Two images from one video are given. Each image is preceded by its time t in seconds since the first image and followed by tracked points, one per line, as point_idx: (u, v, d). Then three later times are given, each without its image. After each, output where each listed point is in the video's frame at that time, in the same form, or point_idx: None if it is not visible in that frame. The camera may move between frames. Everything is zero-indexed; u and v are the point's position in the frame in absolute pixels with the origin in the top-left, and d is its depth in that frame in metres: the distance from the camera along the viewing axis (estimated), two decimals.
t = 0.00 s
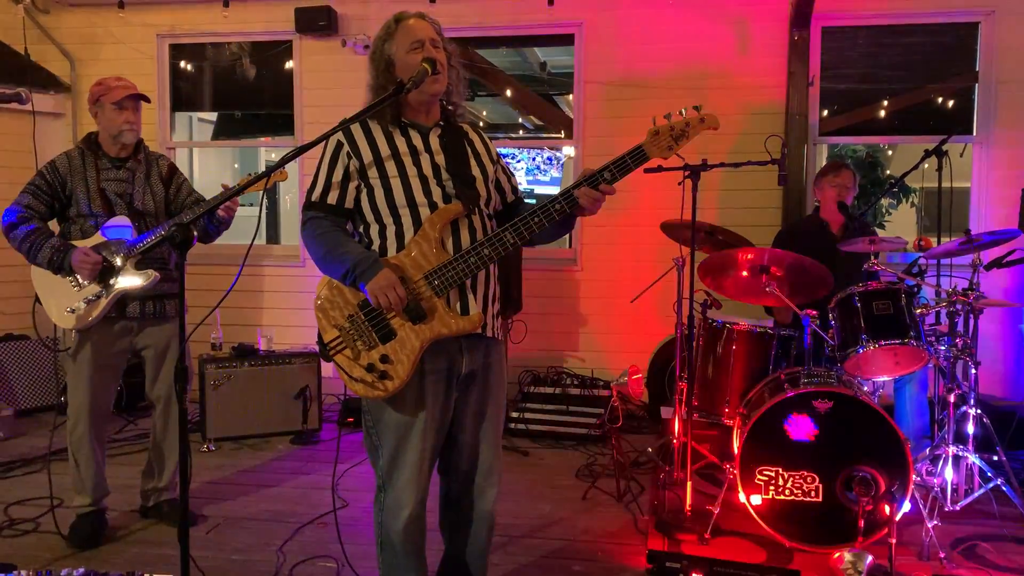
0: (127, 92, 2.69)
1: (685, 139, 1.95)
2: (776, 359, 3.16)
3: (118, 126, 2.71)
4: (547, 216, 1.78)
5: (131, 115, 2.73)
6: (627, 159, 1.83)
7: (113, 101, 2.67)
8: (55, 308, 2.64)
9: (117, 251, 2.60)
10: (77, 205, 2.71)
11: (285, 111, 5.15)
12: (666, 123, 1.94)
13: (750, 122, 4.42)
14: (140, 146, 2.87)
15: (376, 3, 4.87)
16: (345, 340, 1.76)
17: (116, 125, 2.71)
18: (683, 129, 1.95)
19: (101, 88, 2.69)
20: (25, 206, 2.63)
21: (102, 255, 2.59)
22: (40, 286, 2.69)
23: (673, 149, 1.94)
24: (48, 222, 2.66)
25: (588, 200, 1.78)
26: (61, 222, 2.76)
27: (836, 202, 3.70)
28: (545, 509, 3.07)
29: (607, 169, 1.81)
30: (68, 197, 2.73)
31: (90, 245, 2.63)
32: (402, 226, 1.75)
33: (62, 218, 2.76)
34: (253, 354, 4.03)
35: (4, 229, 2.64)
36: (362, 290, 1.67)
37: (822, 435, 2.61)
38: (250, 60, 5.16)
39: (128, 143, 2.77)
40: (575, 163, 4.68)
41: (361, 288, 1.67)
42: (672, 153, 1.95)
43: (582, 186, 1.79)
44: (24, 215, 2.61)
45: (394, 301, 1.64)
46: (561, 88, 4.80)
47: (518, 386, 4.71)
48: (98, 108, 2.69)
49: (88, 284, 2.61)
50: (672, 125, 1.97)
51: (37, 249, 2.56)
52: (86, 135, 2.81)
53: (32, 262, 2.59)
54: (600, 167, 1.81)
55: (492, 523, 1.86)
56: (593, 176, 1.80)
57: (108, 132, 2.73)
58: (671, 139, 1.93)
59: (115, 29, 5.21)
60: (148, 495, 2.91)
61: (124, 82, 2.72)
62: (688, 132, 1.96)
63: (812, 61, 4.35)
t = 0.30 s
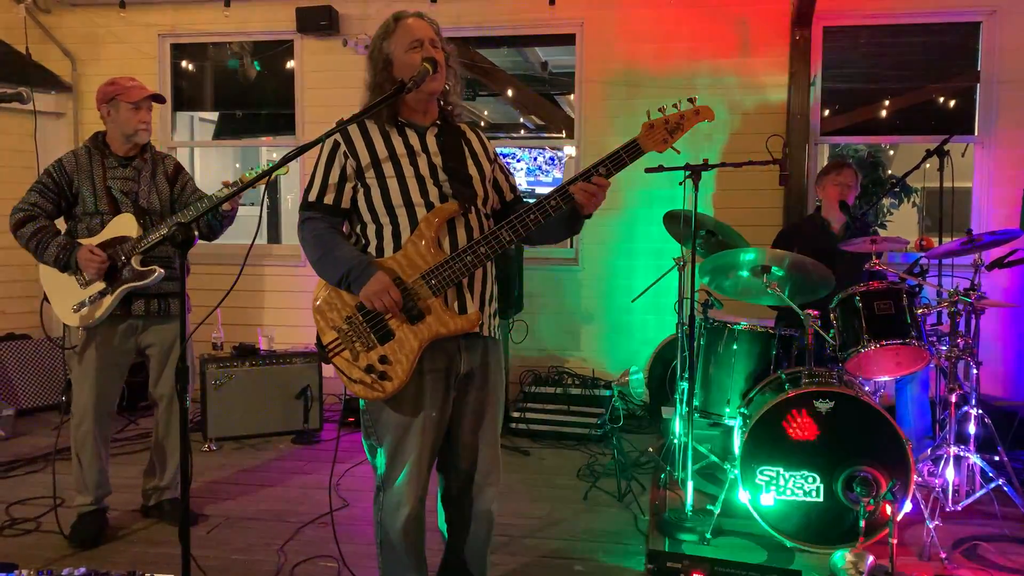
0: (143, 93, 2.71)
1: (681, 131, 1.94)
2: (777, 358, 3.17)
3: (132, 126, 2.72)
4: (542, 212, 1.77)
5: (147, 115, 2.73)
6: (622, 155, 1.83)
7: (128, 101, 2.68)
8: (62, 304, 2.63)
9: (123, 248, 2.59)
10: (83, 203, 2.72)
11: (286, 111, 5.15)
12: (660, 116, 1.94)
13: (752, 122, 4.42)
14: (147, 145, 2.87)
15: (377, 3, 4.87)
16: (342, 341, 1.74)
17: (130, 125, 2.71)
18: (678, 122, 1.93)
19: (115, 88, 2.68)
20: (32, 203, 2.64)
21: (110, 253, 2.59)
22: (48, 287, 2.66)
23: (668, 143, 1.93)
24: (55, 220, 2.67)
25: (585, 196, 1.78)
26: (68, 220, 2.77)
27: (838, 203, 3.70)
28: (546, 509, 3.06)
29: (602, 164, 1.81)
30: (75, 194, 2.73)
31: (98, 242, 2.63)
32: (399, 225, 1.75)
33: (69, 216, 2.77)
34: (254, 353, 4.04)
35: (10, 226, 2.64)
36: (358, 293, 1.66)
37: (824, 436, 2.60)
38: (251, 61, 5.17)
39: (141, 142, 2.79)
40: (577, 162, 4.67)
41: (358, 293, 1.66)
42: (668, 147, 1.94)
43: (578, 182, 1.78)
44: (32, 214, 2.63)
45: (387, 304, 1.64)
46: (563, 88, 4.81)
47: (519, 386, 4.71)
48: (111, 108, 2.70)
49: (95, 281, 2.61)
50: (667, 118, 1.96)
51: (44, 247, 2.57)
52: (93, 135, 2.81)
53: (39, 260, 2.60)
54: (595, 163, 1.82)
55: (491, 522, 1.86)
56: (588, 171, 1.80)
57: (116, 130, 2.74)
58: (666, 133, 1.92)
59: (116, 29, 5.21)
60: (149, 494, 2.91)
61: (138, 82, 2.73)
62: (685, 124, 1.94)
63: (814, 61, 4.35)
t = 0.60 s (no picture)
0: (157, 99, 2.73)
1: (671, 129, 1.94)
2: (779, 359, 3.15)
3: (145, 130, 2.74)
4: (536, 211, 1.77)
5: (159, 121, 2.76)
6: (614, 153, 1.84)
7: (144, 105, 2.70)
8: (67, 305, 2.67)
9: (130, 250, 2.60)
10: (90, 204, 2.73)
11: (289, 111, 5.16)
12: (653, 112, 1.94)
13: (755, 123, 4.42)
14: (154, 148, 2.89)
15: (380, 4, 4.87)
16: (342, 345, 1.76)
17: (143, 128, 2.73)
18: (667, 119, 1.93)
19: (129, 91, 2.69)
20: (39, 204, 2.62)
21: (112, 260, 2.59)
22: (53, 286, 2.72)
23: (659, 140, 1.94)
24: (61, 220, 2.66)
25: (578, 192, 1.78)
26: (74, 220, 2.76)
27: (841, 203, 3.70)
28: (548, 509, 3.07)
29: (594, 162, 1.82)
30: (82, 195, 2.73)
31: (103, 246, 2.64)
32: (396, 227, 1.75)
33: (74, 216, 2.76)
34: (257, 354, 4.05)
35: (17, 225, 2.62)
36: (360, 293, 1.68)
37: (827, 436, 2.59)
38: (254, 61, 5.18)
39: (152, 146, 2.81)
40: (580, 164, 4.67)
41: (358, 291, 1.68)
42: (659, 144, 1.95)
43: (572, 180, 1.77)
44: (37, 213, 2.61)
45: (387, 304, 1.65)
46: (566, 89, 4.82)
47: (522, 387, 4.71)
48: (126, 112, 2.72)
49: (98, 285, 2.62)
50: (658, 114, 1.96)
51: (49, 248, 2.56)
52: (101, 135, 2.82)
53: (45, 261, 2.58)
54: (589, 161, 1.82)
55: (493, 522, 1.85)
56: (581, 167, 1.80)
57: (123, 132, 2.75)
58: (656, 131, 1.92)
59: (120, 30, 5.22)
60: (153, 494, 2.92)
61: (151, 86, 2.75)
62: (675, 120, 1.95)
63: (816, 62, 4.35)
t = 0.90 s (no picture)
0: (170, 103, 2.72)
1: (675, 141, 1.92)
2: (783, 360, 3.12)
3: (157, 133, 2.75)
4: (536, 219, 1.77)
5: (170, 125, 2.77)
6: (616, 163, 1.83)
7: (158, 109, 2.70)
8: (71, 307, 2.67)
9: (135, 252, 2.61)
10: (96, 203, 2.72)
11: (292, 111, 5.15)
12: (656, 124, 1.92)
13: (758, 124, 4.41)
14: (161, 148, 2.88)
15: (383, 4, 4.87)
16: (338, 347, 1.76)
17: (156, 132, 2.74)
18: (672, 130, 1.91)
19: (144, 93, 2.69)
20: (45, 202, 2.62)
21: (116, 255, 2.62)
22: (55, 285, 2.72)
23: (663, 151, 1.92)
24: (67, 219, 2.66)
25: (580, 203, 1.77)
26: (79, 219, 2.76)
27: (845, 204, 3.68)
28: (552, 510, 3.06)
29: (597, 172, 1.82)
30: (88, 194, 2.73)
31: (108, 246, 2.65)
32: (395, 230, 1.75)
33: (80, 215, 2.76)
34: (260, 355, 4.05)
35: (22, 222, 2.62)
36: (356, 299, 1.68)
37: (831, 437, 2.58)
38: (257, 61, 5.17)
39: (162, 147, 2.81)
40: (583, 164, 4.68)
41: (354, 296, 1.68)
42: (663, 156, 1.93)
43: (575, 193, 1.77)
44: (43, 211, 2.60)
45: (387, 311, 1.65)
46: (569, 89, 4.80)
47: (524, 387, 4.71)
48: (139, 113, 2.72)
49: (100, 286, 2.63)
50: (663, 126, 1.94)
51: (54, 247, 2.57)
52: (109, 135, 2.82)
53: (49, 259, 2.59)
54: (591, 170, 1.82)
55: (493, 525, 1.84)
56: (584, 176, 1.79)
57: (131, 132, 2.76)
58: (661, 142, 1.90)
59: (123, 30, 5.22)
60: (155, 494, 2.92)
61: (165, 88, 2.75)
62: (680, 133, 1.93)
63: (820, 62, 4.34)
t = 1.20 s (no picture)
0: (174, 103, 2.72)
1: (679, 155, 1.91)
2: (784, 359, 3.12)
3: (161, 133, 2.75)
4: (538, 227, 1.76)
5: (172, 125, 2.77)
6: (619, 176, 1.82)
7: (162, 109, 2.70)
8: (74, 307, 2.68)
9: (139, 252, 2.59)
10: (99, 202, 2.72)
11: (293, 110, 5.14)
12: (661, 137, 1.91)
13: (759, 123, 4.41)
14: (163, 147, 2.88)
15: (383, 3, 4.86)
16: (334, 346, 1.77)
17: (159, 131, 2.74)
18: (677, 144, 1.90)
19: (150, 92, 2.69)
20: (49, 202, 2.63)
21: (122, 259, 2.59)
22: (59, 284, 2.72)
23: (667, 165, 1.90)
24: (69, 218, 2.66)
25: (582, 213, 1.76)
26: (82, 218, 2.76)
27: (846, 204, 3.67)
28: (552, 510, 3.06)
29: (599, 182, 1.81)
30: (91, 193, 2.73)
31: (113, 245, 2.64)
32: (393, 233, 1.75)
33: (82, 214, 2.76)
34: (261, 354, 4.04)
35: (26, 222, 2.63)
36: (353, 301, 1.68)
37: (832, 437, 2.58)
38: (257, 60, 5.17)
39: (163, 146, 2.81)
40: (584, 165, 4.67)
41: (351, 298, 1.68)
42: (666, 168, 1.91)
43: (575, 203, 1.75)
44: (46, 211, 2.61)
45: (384, 312, 1.67)
46: (569, 88, 4.79)
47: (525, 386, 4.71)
48: (143, 113, 2.71)
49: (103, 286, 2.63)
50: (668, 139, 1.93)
51: (60, 246, 2.58)
52: (112, 133, 2.82)
53: (54, 258, 2.60)
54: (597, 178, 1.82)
55: (494, 525, 1.83)
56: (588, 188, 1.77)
57: (134, 130, 2.75)
58: (665, 155, 1.88)
59: (123, 29, 5.22)
60: (155, 493, 2.91)
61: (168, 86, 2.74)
62: (684, 146, 1.92)
63: (822, 60, 4.33)
